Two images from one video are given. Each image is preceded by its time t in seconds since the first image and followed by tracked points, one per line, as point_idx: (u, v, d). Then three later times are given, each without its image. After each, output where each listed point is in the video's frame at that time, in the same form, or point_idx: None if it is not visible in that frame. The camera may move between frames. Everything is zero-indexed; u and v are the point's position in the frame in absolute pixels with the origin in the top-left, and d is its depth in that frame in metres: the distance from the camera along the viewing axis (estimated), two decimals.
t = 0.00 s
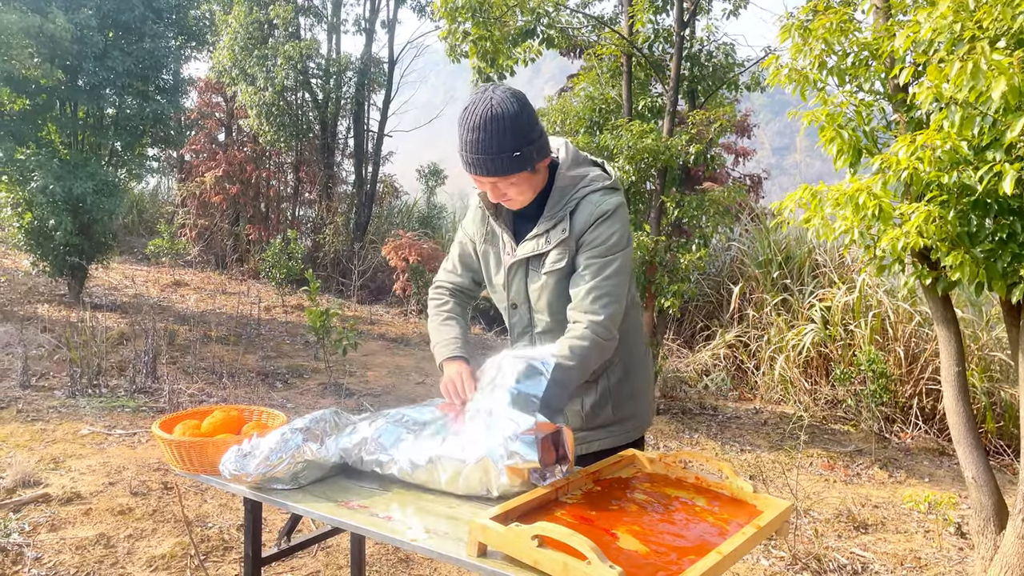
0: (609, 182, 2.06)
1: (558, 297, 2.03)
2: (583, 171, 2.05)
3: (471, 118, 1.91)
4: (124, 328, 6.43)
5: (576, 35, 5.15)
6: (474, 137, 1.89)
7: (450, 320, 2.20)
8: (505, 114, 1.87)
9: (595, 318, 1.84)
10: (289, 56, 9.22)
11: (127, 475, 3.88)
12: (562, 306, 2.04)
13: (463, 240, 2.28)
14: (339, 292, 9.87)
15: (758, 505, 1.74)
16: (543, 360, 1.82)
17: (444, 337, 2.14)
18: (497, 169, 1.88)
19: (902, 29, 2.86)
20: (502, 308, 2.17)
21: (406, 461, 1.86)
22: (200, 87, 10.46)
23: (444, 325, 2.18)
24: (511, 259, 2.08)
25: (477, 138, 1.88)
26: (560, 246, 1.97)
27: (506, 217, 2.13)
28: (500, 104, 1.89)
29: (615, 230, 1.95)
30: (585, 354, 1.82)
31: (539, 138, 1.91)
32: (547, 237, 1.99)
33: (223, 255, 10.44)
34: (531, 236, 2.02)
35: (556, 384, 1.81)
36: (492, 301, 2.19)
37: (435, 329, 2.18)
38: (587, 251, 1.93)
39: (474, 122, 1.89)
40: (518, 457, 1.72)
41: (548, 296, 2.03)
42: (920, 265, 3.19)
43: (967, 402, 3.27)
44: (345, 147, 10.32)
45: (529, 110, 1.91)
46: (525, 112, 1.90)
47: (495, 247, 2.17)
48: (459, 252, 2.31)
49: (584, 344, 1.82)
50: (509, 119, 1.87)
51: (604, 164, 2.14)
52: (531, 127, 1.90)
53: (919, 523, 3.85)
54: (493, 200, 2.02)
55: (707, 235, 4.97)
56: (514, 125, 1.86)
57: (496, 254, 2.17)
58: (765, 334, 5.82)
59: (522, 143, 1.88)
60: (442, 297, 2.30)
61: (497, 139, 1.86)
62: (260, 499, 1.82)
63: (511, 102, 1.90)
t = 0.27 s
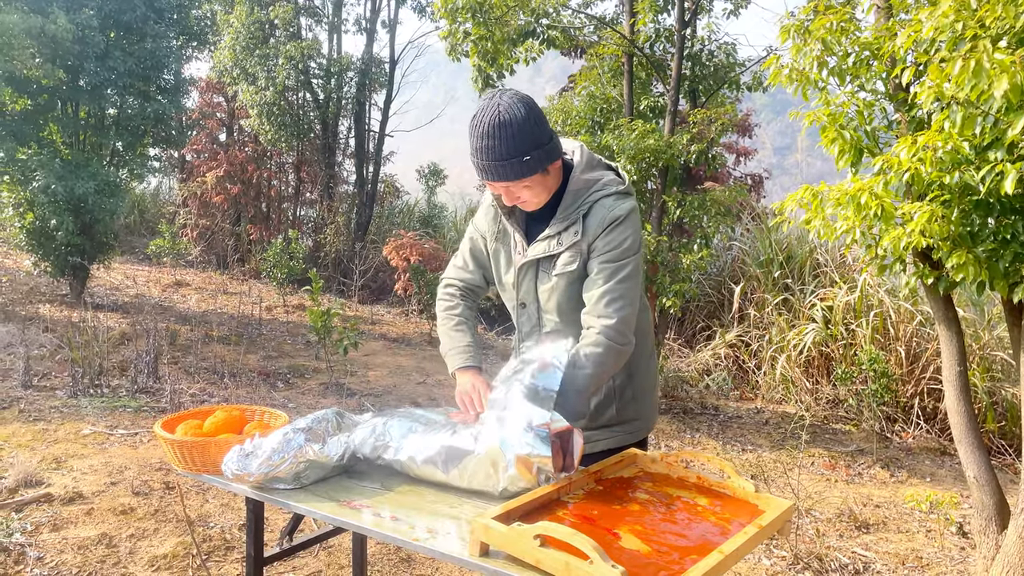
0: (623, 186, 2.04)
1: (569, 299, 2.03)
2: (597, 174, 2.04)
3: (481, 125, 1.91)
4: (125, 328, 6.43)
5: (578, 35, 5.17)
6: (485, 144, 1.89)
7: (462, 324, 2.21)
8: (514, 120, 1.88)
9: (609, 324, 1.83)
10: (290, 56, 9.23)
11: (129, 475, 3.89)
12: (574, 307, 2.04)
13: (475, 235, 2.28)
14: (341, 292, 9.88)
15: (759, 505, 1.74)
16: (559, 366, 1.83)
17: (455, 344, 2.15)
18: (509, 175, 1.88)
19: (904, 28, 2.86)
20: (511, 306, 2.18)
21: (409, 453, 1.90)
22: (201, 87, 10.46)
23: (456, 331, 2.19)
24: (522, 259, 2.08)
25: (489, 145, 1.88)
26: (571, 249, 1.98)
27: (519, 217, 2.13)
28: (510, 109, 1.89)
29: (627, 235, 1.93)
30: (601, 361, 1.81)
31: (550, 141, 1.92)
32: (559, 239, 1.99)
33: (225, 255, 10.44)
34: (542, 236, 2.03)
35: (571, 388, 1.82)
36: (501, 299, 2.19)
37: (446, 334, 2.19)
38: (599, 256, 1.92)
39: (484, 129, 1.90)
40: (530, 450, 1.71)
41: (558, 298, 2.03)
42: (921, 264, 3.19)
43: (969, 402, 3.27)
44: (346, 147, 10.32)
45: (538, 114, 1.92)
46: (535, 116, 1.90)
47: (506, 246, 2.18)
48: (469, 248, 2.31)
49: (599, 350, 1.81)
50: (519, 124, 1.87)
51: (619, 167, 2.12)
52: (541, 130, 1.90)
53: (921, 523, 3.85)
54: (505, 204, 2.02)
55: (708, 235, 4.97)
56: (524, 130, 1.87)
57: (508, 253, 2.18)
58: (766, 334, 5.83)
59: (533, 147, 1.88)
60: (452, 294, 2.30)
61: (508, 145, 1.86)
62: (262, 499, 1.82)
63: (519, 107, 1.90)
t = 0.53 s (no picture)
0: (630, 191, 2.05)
1: (578, 303, 2.04)
2: (604, 178, 2.04)
3: (491, 135, 1.90)
4: (127, 328, 6.44)
5: (579, 36, 5.17)
6: (498, 156, 1.88)
7: (467, 343, 2.21)
8: (526, 129, 1.87)
9: (625, 331, 1.87)
10: (291, 56, 9.24)
11: (131, 475, 3.90)
12: (582, 311, 2.05)
13: (483, 238, 2.26)
14: (342, 292, 9.88)
15: (760, 505, 1.74)
16: (576, 372, 1.86)
17: (460, 367, 2.17)
18: (524, 185, 1.89)
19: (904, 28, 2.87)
20: (517, 309, 2.17)
21: (410, 450, 1.91)
22: (202, 88, 10.47)
23: (463, 353, 2.19)
24: (530, 263, 2.08)
25: (501, 157, 1.87)
26: (582, 254, 1.98)
27: (526, 222, 2.13)
28: (520, 119, 1.88)
29: (638, 241, 1.96)
30: (616, 365, 1.85)
31: (560, 147, 1.93)
32: (569, 244, 1.99)
33: (226, 255, 10.46)
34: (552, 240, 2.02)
35: (588, 393, 1.85)
36: (506, 301, 2.20)
37: (452, 354, 2.20)
38: (611, 261, 1.94)
39: (494, 142, 1.88)
40: (532, 441, 1.70)
41: (567, 302, 2.04)
42: (922, 264, 3.19)
43: (970, 401, 3.27)
44: (347, 148, 10.32)
45: (547, 120, 1.91)
46: (544, 125, 1.89)
47: (513, 249, 2.19)
48: (478, 251, 2.29)
49: (615, 356, 1.85)
50: (530, 134, 1.86)
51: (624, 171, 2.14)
52: (551, 137, 1.90)
53: (922, 523, 3.85)
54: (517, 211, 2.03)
55: (709, 235, 4.98)
56: (536, 141, 1.87)
57: (515, 256, 2.18)
58: (768, 334, 5.83)
59: (545, 155, 1.89)
60: (461, 301, 2.29)
61: (522, 156, 1.86)
62: (264, 499, 1.82)
63: (529, 115, 1.90)
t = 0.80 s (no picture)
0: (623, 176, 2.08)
1: (582, 292, 2.04)
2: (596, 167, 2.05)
3: (470, 136, 1.92)
4: (128, 330, 6.44)
5: (580, 36, 5.17)
6: (478, 154, 1.91)
7: (468, 355, 2.24)
8: (501, 125, 1.89)
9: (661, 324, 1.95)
10: (292, 58, 9.25)
11: (133, 476, 3.90)
12: (587, 300, 2.05)
13: (474, 245, 2.25)
14: (343, 293, 9.88)
15: (761, 504, 1.74)
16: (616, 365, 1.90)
17: (462, 381, 2.20)
18: (509, 179, 1.89)
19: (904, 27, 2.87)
20: (520, 308, 2.16)
21: (414, 449, 1.91)
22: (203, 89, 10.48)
23: (463, 365, 2.22)
24: (531, 258, 2.06)
25: (482, 155, 1.89)
26: (586, 242, 1.98)
27: (521, 219, 2.12)
28: (495, 115, 1.90)
29: (649, 220, 2.00)
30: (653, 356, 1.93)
31: (540, 137, 1.94)
32: (571, 233, 1.99)
33: (227, 256, 10.47)
34: (555, 231, 2.01)
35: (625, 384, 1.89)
36: (509, 303, 2.19)
37: (453, 367, 2.23)
38: (621, 248, 1.97)
39: (473, 141, 1.91)
40: (532, 439, 1.71)
41: (573, 292, 2.03)
42: (923, 263, 3.19)
43: (972, 401, 3.26)
44: (348, 148, 10.33)
45: (522, 114, 1.93)
46: (520, 117, 1.92)
47: (509, 249, 2.16)
48: (471, 259, 2.28)
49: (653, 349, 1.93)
50: (506, 129, 1.89)
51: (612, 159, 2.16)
52: (529, 130, 1.92)
53: (924, 522, 3.84)
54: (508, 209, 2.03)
55: (710, 235, 4.98)
56: (514, 134, 1.88)
57: (513, 256, 2.16)
58: (769, 334, 5.83)
59: (526, 147, 1.90)
60: (459, 310, 2.31)
61: (501, 151, 1.88)
62: (265, 500, 1.82)
63: (504, 111, 1.92)
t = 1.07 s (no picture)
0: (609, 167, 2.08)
1: (581, 282, 2.05)
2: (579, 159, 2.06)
3: (452, 135, 1.93)
4: (130, 331, 6.45)
5: (580, 36, 5.17)
6: (461, 154, 1.92)
7: (466, 358, 2.22)
8: (483, 122, 1.90)
9: (620, 292, 1.90)
10: (293, 59, 9.27)
11: (135, 478, 3.91)
12: (585, 289, 2.06)
13: (468, 247, 2.27)
14: (345, 294, 9.88)
15: (761, 504, 1.74)
16: (567, 323, 1.88)
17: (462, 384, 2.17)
18: (492, 177, 1.91)
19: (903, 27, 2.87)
20: (519, 305, 2.16)
21: (415, 450, 1.91)
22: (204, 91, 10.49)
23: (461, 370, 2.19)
24: (527, 253, 2.06)
25: (464, 153, 1.90)
26: (579, 230, 1.98)
27: (513, 215, 2.12)
28: (476, 114, 1.91)
29: (626, 209, 2.00)
30: (607, 323, 1.87)
31: (522, 133, 1.94)
32: (564, 223, 1.99)
33: (229, 258, 10.48)
34: (548, 224, 2.01)
35: (572, 345, 1.86)
36: (507, 301, 2.18)
37: (452, 372, 2.21)
38: (607, 233, 1.97)
39: (455, 140, 1.92)
40: (533, 439, 1.74)
41: (572, 282, 2.04)
42: (924, 263, 3.19)
43: (973, 400, 3.26)
44: (349, 149, 10.34)
45: (505, 111, 1.94)
46: (501, 115, 1.92)
47: (503, 248, 2.15)
48: (465, 262, 2.30)
49: (609, 315, 1.87)
50: (488, 126, 1.89)
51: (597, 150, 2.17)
52: (512, 126, 1.93)
53: (926, 522, 3.84)
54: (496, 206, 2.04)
55: (712, 235, 4.99)
56: (495, 132, 1.89)
57: (507, 253, 2.14)
58: (770, 334, 5.83)
59: (508, 143, 1.91)
60: (455, 315, 2.29)
61: (484, 149, 1.89)
62: (266, 501, 1.82)
63: (485, 108, 1.93)
